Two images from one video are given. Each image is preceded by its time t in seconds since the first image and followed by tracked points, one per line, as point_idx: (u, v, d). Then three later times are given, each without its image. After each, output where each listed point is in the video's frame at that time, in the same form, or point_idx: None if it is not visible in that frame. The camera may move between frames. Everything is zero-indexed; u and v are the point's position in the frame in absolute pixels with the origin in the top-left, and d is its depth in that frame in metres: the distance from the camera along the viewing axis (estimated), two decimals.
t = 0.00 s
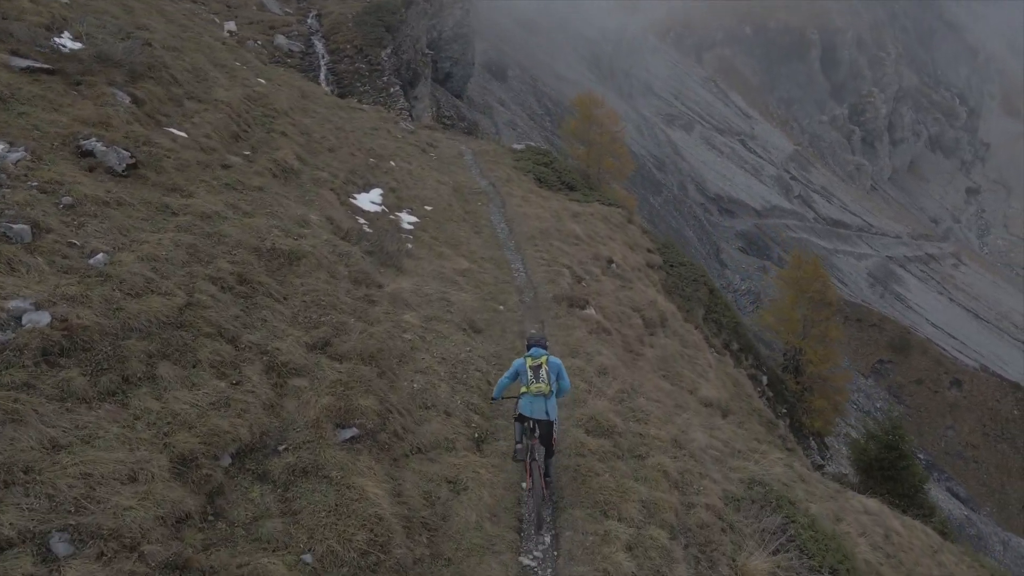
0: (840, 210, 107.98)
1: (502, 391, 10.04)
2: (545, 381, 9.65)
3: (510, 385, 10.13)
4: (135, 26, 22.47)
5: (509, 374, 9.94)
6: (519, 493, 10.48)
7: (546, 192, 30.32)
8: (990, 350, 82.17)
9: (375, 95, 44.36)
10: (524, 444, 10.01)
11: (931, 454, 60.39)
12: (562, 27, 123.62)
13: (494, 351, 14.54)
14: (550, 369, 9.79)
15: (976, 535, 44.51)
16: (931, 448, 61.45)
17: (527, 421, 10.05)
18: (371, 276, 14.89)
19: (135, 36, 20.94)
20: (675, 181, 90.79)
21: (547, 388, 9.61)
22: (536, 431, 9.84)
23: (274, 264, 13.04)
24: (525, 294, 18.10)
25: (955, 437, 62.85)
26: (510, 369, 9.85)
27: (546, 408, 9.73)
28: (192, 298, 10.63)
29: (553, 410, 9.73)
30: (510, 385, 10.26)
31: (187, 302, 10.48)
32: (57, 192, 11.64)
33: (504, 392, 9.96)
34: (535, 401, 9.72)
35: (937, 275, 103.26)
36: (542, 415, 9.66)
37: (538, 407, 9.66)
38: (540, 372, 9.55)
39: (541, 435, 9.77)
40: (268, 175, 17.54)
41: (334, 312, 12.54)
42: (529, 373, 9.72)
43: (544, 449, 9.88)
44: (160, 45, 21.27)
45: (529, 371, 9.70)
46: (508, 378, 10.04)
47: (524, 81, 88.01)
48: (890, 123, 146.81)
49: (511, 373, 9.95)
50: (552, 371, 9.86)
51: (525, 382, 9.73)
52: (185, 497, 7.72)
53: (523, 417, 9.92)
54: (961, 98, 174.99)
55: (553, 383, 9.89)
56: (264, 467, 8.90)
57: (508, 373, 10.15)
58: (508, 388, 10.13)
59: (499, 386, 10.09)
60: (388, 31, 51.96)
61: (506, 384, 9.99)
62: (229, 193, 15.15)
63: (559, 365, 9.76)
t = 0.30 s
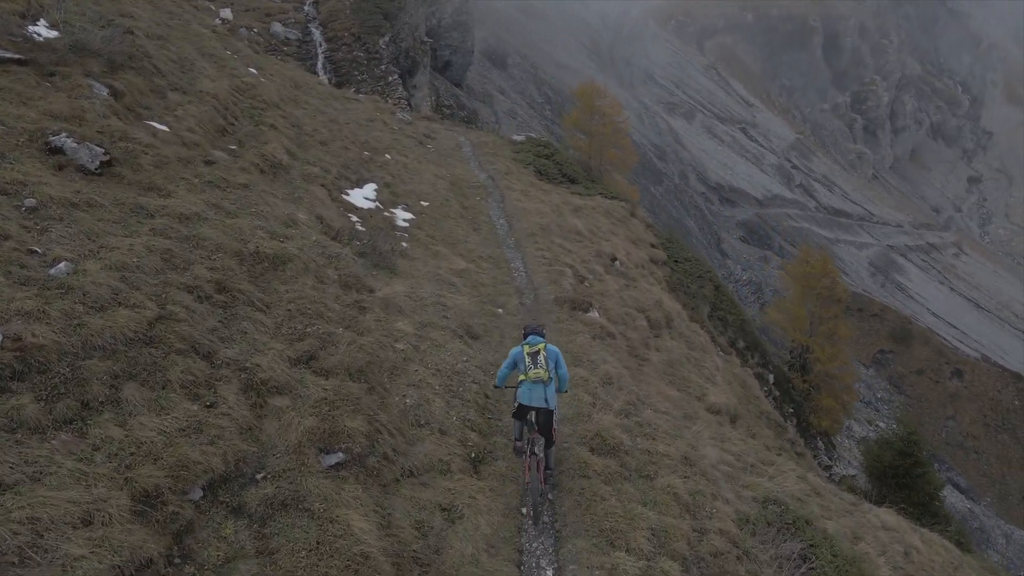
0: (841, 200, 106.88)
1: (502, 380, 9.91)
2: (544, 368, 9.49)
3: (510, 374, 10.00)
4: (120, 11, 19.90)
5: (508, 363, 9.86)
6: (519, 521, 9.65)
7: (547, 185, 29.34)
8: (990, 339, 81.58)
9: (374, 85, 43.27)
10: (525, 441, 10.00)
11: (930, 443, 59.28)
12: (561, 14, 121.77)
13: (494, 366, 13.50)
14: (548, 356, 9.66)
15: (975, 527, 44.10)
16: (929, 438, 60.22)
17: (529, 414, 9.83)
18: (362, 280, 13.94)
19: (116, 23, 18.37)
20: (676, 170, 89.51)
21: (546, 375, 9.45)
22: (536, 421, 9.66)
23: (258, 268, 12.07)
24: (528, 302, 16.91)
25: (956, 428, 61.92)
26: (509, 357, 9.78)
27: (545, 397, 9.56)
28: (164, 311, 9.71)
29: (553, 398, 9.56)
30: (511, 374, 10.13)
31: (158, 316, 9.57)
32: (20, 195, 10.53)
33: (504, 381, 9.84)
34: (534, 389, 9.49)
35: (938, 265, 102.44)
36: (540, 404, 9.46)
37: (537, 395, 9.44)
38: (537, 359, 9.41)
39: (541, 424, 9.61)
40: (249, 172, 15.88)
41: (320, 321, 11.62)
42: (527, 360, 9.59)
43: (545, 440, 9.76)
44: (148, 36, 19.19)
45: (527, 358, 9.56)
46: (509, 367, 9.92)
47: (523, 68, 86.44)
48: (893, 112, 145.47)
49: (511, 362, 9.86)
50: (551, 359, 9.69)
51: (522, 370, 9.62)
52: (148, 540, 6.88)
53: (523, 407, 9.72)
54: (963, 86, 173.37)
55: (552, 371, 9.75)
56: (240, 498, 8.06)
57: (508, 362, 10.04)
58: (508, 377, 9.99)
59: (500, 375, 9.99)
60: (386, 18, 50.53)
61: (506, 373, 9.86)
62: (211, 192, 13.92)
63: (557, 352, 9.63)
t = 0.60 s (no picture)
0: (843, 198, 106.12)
1: (504, 378, 10.12)
2: (540, 363, 9.64)
3: (512, 372, 10.16)
4: (107, 6, 18.63)
5: (507, 360, 10.07)
6: (520, 553, 8.99)
7: (548, 186, 28.62)
8: (992, 338, 80.93)
9: (374, 83, 42.59)
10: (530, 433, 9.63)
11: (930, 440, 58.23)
12: (562, 11, 120.85)
13: (493, 386, 12.65)
14: (545, 352, 9.82)
15: (978, 529, 43.52)
16: (931, 435, 58.92)
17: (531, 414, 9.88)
18: (355, 289, 13.23)
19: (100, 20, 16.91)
20: (677, 167, 88.65)
21: (542, 370, 9.63)
22: (535, 417, 9.83)
23: (244, 280, 11.36)
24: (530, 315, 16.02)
25: (958, 428, 60.78)
26: (508, 353, 10.00)
27: (543, 393, 9.67)
28: (140, 329, 9.01)
29: (551, 394, 9.67)
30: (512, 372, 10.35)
31: (132, 334, 8.84)
32: None
33: (505, 378, 10.04)
34: (531, 386, 9.63)
35: (940, 263, 101.75)
36: (538, 400, 9.61)
37: (534, 391, 9.54)
38: (532, 355, 9.62)
39: (540, 420, 9.78)
40: (234, 177, 14.79)
41: (309, 337, 10.91)
42: (524, 356, 9.78)
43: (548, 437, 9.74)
44: (136, 33, 17.97)
45: (523, 354, 9.75)
46: (509, 364, 10.15)
47: (524, 66, 85.65)
48: (894, 110, 144.66)
49: (510, 359, 10.11)
50: (548, 355, 9.87)
51: (520, 366, 9.81)
52: None
53: (524, 407, 9.81)
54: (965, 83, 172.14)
55: (551, 367, 9.89)
56: (217, 535, 7.29)
57: (509, 359, 10.26)
58: (509, 375, 10.16)
59: (502, 373, 10.22)
60: (386, 15, 49.69)
61: (507, 370, 10.10)
62: (197, 197, 13.08)
63: (554, 347, 9.78)
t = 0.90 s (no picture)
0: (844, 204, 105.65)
1: (504, 377, 10.19)
2: (541, 366, 9.71)
3: (511, 371, 10.24)
4: (98, 12, 18.12)
5: (507, 360, 10.09)
6: None
7: (549, 194, 28.12)
8: (995, 345, 80.33)
9: (374, 89, 42.27)
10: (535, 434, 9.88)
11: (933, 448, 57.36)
12: (564, 17, 120.87)
13: (492, 407, 12.08)
14: (546, 354, 9.87)
15: (984, 540, 42.78)
16: (934, 443, 58.13)
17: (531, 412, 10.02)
18: (349, 306, 12.69)
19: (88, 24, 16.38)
20: (678, 174, 88.27)
21: (543, 373, 9.70)
22: (534, 417, 9.98)
23: (232, 298, 10.80)
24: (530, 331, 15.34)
25: (961, 435, 60.01)
26: (509, 353, 10.03)
27: (544, 394, 9.80)
28: (117, 353, 8.44)
29: (551, 394, 9.80)
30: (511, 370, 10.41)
31: (107, 359, 8.27)
32: None
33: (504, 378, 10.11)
34: (532, 388, 9.72)
35: (941, 269, 101.19)
36: (537, 401, 9.75)
37: (535, 393, 9.64)
38: (534, 357, 9.66)
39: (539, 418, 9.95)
40: (226, 188, 14.21)
41: (299, 358, 10.35)
42: (524, 357, 9.81)
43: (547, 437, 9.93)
44: (127, 39, 17.48)
45: (524, 356, 9.77)
46: (509, 363, 10.20)
47: (525, 72, 85.45)
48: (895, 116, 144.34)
49: (510, 357, 10.16)
50: (549, 356, 9.92)
51: (520, 367, 9.87)
52: None
53: (525, 407, 9.93)
54: (966, 90, 171.84)
55: (551, 368, 9.99)
56: None
57: (508, 357, 10.31)
58: (509, 373, 10.24)
59: (501, 371, 10.28)
60: (386, 21, 49.38)
61: (507, 368, 10.17)
62: (186, 209, 12.53)
63: (555, 349, 9.84)
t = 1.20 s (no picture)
0: (845, 215, 105.27)
1: (506, 373, 10.49)
2: (540, 361, 9.94)
3: (514, 367, 10.54)
4: (91, 21, 17.76)
5: (510, 354, 10.39)
6: None
7: (550, 206, 27.69)
8: (997, 355, 79.71)
9: (374, 99, 41.94)
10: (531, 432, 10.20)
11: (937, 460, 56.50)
12: (564, 28, 121.22)
13: (492, 432, 11.55)
14: (547, 350, 10.10)
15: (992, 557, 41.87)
16: (939, 456, 57.29)
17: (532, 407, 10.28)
18: (343, 324, 12.14)
19: (78, 33, 15.93)
20: (679, 184, 87.96)
21: (542, 368, 9.95)
22: (535, 412, 10.23)
23: (219, 318, 10.27)
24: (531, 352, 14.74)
25: (965, 447, 59.20)
26: (511, 349, 10.37)
27: (544, 388, 10.07)
28: (91, 380, 7.90)
29: (551, 389, 10.08)
30: (514, 366, 10.71)
31: (81, 388, 7.73)
32: None
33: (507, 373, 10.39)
34: (532, 382, 10.02)
35: (942, 279, 100.67)
36: (537, 395, 10.00)
37: (535, 387, 9.93)
38: (533, 352, 9.92)
39: (540, 414, 10.19)
40: (217, 202, 13.71)
41: (288, 382, 9.80)
42: (525, 352, 10.06)
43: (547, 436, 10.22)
44: (119, 48, 17.12)
45: (525, 350, 10.04)
46: (512, 358, 10.54)
47: (525, 83, 85.41)
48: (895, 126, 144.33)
49: (513, 353, 10.48)
50: (549, 353, 10.16)
51: (521, 362, 10.13)
52: None
53: (526, 404, 10.15)
54: (965, 100, 171.85)
55: (552, 366, 10.22)
56: None
57: (512, 353, 10.64)
58: (512, 368, 10.57)
59: (505, 367, 10.60)
60: (387, 32, 49.26)
61: (509, 364, 10.51)
62: (174, 224, 12.05)
63: (555, 346, 10.07)
